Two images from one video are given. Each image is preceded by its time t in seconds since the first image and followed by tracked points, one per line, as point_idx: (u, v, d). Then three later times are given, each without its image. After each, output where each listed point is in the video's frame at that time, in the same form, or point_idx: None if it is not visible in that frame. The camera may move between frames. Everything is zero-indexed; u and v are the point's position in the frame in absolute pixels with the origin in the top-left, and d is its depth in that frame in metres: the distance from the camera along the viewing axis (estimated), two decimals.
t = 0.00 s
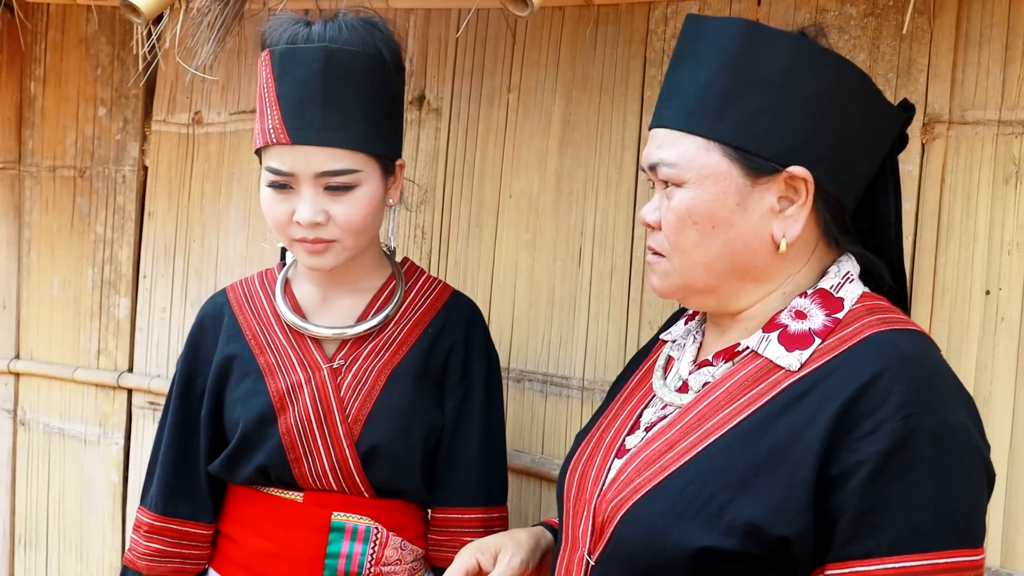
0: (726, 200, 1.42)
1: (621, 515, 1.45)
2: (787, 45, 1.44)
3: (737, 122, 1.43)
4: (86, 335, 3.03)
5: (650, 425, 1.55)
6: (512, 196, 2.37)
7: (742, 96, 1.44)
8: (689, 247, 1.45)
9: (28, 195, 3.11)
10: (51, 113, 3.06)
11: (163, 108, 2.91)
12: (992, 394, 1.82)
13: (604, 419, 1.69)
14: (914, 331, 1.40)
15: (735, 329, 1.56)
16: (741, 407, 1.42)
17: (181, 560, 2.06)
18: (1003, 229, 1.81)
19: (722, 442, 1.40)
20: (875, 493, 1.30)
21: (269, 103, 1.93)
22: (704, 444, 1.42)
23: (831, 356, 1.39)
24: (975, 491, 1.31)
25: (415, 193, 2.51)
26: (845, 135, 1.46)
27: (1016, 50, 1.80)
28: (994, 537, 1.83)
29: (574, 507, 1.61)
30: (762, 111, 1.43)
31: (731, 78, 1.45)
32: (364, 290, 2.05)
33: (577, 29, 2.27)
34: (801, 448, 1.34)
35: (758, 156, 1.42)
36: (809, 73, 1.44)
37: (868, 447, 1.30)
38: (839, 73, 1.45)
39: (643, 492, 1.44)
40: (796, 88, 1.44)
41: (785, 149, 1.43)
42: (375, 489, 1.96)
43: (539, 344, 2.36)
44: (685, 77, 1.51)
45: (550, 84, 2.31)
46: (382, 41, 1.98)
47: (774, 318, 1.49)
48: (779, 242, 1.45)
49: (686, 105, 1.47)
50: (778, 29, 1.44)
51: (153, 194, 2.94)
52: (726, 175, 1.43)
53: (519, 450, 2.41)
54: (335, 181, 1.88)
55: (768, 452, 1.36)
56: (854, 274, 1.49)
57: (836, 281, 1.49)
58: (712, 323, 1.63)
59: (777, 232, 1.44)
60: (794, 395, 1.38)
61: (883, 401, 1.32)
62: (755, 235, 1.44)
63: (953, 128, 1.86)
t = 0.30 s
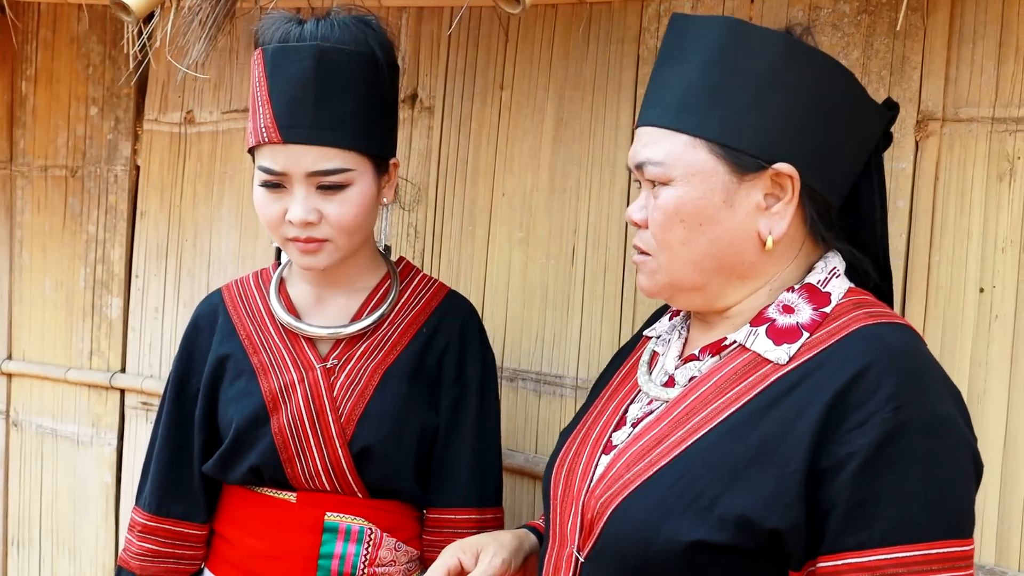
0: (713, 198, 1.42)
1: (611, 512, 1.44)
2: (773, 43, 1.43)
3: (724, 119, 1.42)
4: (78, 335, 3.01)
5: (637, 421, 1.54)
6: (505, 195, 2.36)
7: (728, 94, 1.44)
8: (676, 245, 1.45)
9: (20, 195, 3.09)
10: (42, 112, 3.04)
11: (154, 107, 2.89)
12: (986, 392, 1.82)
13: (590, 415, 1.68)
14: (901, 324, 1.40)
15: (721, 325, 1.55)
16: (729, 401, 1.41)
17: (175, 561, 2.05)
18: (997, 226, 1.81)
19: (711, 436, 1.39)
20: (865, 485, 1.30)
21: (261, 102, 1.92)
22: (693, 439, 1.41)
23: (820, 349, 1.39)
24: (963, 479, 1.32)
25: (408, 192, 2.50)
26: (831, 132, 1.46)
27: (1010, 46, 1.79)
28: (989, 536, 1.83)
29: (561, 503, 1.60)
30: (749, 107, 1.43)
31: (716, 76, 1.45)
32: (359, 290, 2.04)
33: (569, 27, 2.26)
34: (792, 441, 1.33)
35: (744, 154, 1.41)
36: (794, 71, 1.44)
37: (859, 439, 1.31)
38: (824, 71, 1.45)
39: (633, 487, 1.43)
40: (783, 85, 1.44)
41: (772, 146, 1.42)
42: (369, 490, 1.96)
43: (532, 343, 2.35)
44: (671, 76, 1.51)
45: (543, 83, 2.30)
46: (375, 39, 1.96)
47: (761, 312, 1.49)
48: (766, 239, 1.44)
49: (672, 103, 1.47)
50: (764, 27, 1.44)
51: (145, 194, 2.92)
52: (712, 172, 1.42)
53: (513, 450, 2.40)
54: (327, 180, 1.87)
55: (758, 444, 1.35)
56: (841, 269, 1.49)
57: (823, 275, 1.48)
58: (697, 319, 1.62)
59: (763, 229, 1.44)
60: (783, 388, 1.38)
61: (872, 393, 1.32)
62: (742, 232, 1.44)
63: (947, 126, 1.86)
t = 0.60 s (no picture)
0: (699, 192, 1.41)
1: (609, 506, 1.44)
2: (757, 38, 1.43)
3: (711, 114, 1.42)
4: (78, 336, 3.01)
5: (628, 414, 1.54)
6: (506, 194, 2.36)
7: (714, 91, 1.43)
8: (661, 241, 1.44)
9: (19, 197, 3.09)
10: (41, 113, 3.03)
11: (153, 108, 2.89)
12: (991, 390, 1.81)
13: (577, 411, 1.68)
14: (894, 313, 1.41)
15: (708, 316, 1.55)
16: (725, 392, 1.41)
17: (178, 563, 2.04)
18: (1000, 222, 1.80)
19: (708, 427, 1.39)
20: (868, 472, 1.30)
21: (261, 103, 1.91)
22: (690, 431, 1.41)
23: (814, 339, 1.39)
24: (959, 465, 1.33)
25: (408, 192, 2.49)
26: (818, 126, 1.46)
27: (1013, 43, 1.79)
28: (994, 534, 1.83)
29: (554, 500, 1.59)
30: (736, 102, 1.42)
31: (702, 73, 1.44)
32: (360, 291, 2.03)
33: (570, 25, 2.26)
34: (793, 430, 1.33)
35: (730, 148, 1.41)
36: (779, 67, 1.43)
37: (861, 426, 1.30)
38: (808, 68, 1.44)
39: (630, 481, 1.42)
40: (769, 80, 1.43)
41: (759, 143, 1.42)
42: (371, 491, 1.95)
43: (533, 343, 2.35)
44: (656, 74, 1.49)
45: (543, 82, 2.29)
46: (375, 39, 1.96)
47: (753, 303, 1.49)
48: (751, 234, 1.44)
49: (656, 101, 1.46)
50: (749, 24, 1.44)
51: (144, 195, 2.92)
52: (698, 167, 1.41)
53: (515, 450, 2.39)
54: (329, 181, 1.87)
55: (756, 435, 1.35)
56: (829, 262, 1.49)
57: (812, 268, 1.49)
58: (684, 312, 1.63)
59: (748, 224, 1.43)
60: (780, 378, 1.38)
61: (871, 381, 1.32)
62: (727, 227, 1.43)
63: (949, 122, 1.85)
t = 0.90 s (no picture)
0: (677, 191, 1.41)
1: (609, 510, 1.43)
2: (735, 36, 1.43)
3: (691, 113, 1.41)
4: (80, 335, 3.01)
5: (620, 417, 1.53)
6: (511, 193, 2.35)
7: (692, 90, 1.43)
8: (639, 239, 1.44)
9: (21, 196, 3.08)
10: (43, 112, 3.03)
11: (156, 107, 2.88)
12: (997, 390, 1.81)
13: (565, 418, 1.66)
14: (879, 304, 1.42)
15: (695, 313, 1.55)
16: (719, 391, 1.41)
17: (184, 563, 2.04)
18: (1006, 222, 1.80)
19: (705, 426, 1.39)
20: (865, 464, 1.30)
21: (266, 102, 1.91)
22: (686, 431, 1.40)
23: (804, 336, 1.39)
24: (954, 456, 1.34)
25: (412, 191, 2.47)
26: (798, 124, 1.46)
27: (1019, 42, 1.79)
28: (999, 534, 1.83)
29: (549, 506, 1.57)
30: (716, 100, 1.42)
31: (680, 73, 1.44)
32: (365, 291, 2.03)
33: (575, 24, 2.25)
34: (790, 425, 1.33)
35: (706, 146, 1.41)
36: (755, 66, 1.43)
37: (856, 420, 1.31)
38: (783, 65, 1.44)
39: (629, 485, 1.42)
40: (748, 78, 1.43)
41: (736, 141, 1.41)
42: (375, 492, 1.94)
43: (537, 342, 2.35)
44: (635, 73, 1.49)
45: (547, 81, 2.29)
46: (380, 38, 1.97)
47: (741, 301, 1.49)
48: (729, 232, 1.43)
49: (636, 100, 1.46)
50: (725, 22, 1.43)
51: (146, 194, 2.91)
52: (675, 166, 1.41)
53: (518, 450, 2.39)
54: (334, 180, 1.86)
55: (754, 433, 1.35)
56: (813, 256, 1.51)
57: (797, 264, 1.49)
58: (670, 312, 1.61)
59: (726, 222, 1.43)
60: (772, 376, 1.38)
61: (864, 373, 1.33)
62: (704, 225, 1.43)
63: (955, 122, 1.85)
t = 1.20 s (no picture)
0: (674, 204, 1.40)
1: (618, 523, 1.42)
2: (700, 45, 1.44)
3: (673, 126, 1.42)
4: (84, 338, 3.01)
5: (619, 429, 1.53)
6: (515, 197, 2.36)
7: (668, 101, 1.44)
8: (637, 258, 1.42)
9: (25, 199, 3.09)
10: (48, 114, 3.04)
11: (161, 110, 2.89)
12: (1000, 394, 1.82)
13: (555, 435, 1.64)
14: (868, 298, 1.45)
15: (684, 322, 1.54)
16: (720, 395, 1.41)
17: (186, 567, 2.04)
18: (1010, 227, 1.81)
19: (709, 432, 1.39)
20: (871, 455, 1.32)
21: (271, 105, 1.91)
22: (690, 439, 1.41)
23: (799, 334, 1.41)
24: (954, 449, 1.36)
25: (415, 193, 2.50)
26: (762, 129, 1.50)
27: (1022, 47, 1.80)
28: (1003, 537, 1.83)
29: (551, 521, 1.55)
30: (692, 111, 1.43)
31: (652, 85, 1.45)
32: (367, 294, 2.04)
33: (578, 28, 2.25)
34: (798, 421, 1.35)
35: (697, 158, 1.41)
36: (723, 72, 1.45)
37: (858, 413, 1.33)
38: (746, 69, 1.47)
39: (637, 496, 1.41)
40: (719, 87, 1.45)
41: (719, 147, 1.43)
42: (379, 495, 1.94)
43: (540, 345, 2.35)
44: (602, 90, 1.49)
45: (551, 85, 2.30)
46: (385, 41, 1.98)
47: (732, 305, 1.49)
48: (725, 239, 1.45)
49: (611, 119, 1.45)
50: (689, 32, 1.45)
51: (150, 197, 2.92)
52: (669, 182, 1.41)
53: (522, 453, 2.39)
54: (340, 183, 1.87)
55: (760, 434, 1.36)
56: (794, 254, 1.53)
57: (781, 263, 1.52)
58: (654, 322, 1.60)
59: (722, 229, 1.44)
60: (774, 375, 1.39)
61: (862, 366, 1.35)
62: (701, 236, 1.43)
63: (959, 126, 1.86)
